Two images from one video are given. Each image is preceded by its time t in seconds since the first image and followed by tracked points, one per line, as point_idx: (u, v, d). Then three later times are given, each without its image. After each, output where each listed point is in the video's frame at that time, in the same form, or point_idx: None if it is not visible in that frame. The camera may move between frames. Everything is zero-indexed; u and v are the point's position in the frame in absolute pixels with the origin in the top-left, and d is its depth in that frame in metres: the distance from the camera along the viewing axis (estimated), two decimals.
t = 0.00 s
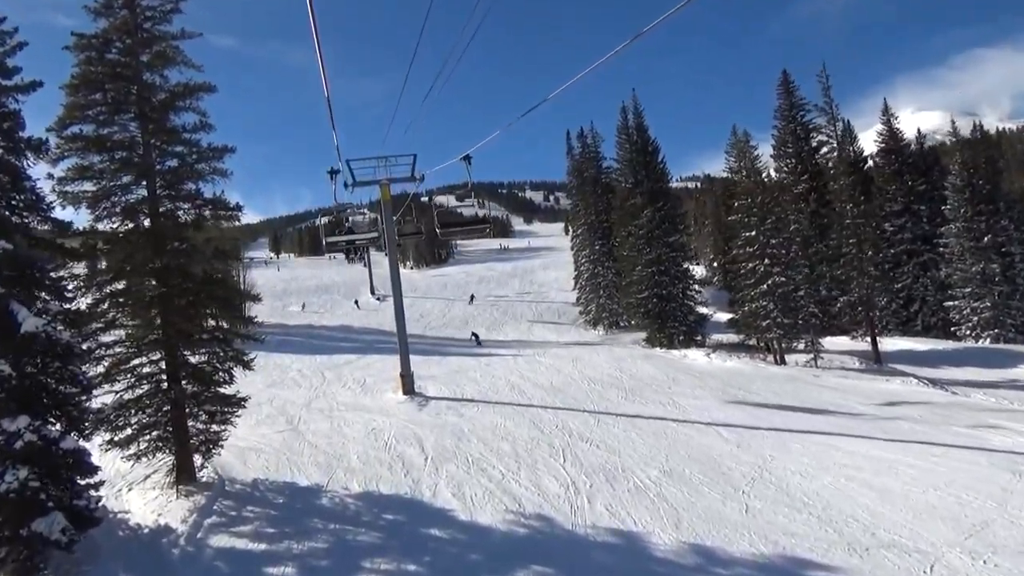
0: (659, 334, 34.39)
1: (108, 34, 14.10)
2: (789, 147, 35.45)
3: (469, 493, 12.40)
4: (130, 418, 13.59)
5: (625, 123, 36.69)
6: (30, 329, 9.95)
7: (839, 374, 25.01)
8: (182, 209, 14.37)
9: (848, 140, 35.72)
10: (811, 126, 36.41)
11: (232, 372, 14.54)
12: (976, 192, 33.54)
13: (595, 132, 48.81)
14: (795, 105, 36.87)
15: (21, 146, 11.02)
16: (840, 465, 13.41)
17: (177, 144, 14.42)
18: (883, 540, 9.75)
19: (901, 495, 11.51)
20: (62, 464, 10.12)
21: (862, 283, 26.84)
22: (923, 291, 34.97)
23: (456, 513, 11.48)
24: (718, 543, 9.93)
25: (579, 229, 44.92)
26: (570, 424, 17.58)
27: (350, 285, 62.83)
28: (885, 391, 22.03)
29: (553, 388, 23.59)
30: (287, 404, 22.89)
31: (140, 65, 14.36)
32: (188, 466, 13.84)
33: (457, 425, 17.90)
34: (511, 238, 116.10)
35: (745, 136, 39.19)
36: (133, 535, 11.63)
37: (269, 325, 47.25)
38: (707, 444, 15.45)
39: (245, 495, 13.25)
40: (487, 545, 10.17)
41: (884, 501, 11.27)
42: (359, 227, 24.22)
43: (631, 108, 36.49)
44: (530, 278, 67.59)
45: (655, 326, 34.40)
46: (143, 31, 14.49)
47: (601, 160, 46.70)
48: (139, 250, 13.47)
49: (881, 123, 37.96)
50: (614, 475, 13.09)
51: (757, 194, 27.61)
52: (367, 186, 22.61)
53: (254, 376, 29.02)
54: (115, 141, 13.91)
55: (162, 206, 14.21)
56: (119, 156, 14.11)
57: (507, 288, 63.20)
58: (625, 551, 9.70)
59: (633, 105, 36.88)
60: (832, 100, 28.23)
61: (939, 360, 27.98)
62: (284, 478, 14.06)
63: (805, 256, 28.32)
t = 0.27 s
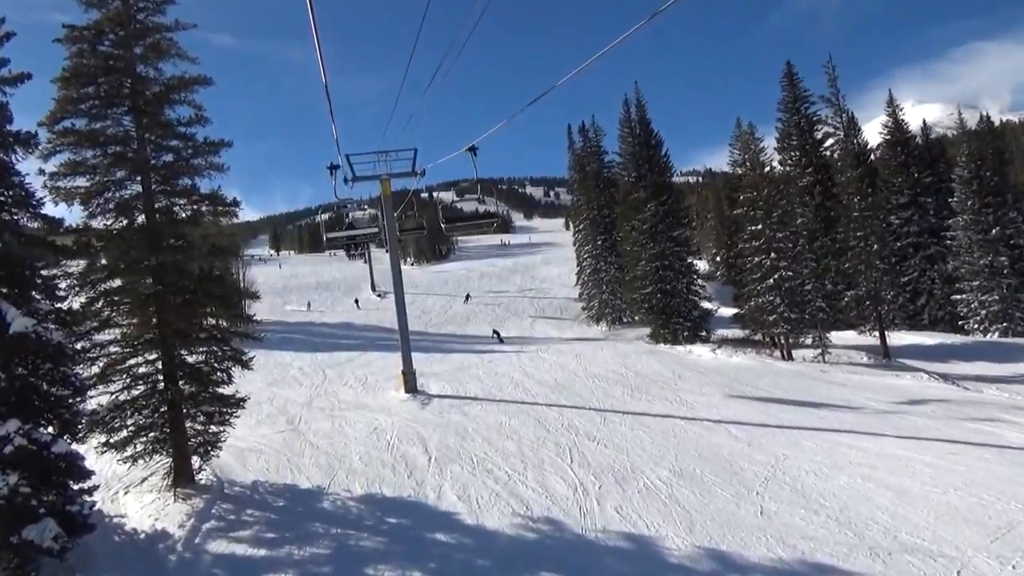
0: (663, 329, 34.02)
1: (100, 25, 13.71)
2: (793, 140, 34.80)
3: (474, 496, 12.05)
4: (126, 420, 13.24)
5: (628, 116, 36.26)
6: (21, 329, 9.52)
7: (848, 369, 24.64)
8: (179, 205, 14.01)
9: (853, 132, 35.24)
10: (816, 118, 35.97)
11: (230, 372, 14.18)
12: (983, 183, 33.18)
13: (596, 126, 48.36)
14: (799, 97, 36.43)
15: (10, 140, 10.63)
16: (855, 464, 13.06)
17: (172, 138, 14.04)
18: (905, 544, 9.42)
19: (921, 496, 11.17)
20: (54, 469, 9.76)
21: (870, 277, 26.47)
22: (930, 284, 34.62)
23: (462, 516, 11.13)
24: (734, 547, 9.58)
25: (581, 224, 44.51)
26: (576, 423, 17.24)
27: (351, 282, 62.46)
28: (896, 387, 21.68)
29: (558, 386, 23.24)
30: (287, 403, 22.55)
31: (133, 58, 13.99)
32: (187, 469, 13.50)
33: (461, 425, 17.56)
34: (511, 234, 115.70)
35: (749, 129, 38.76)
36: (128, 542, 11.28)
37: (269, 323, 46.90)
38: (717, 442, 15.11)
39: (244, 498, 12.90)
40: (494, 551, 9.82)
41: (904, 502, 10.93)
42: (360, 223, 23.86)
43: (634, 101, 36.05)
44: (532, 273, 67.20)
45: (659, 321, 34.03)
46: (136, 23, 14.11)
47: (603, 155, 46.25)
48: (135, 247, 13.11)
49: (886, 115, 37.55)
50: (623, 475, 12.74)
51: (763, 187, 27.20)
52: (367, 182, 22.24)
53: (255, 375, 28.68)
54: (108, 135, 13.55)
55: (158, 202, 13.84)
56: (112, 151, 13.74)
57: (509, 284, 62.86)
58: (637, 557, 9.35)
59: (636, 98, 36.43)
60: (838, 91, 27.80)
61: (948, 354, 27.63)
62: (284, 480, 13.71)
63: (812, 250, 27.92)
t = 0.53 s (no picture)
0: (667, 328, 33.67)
1: (92, 19, 13.32)
2: (798, 136, 34.28)
3: (480, 502, 11.69)
4: (120, 424, 12.87)
5: (631, 112, 35.84)
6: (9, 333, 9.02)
7: (856, 368, 24.26)
8: (174, 203, 13.63)
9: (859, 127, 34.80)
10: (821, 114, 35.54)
11: (228, 374, 13.81)
12: (990, 179, 32.78)
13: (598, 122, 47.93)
14: (804, 92, 36.03)
15: None
16: (871, 467, 12.70)
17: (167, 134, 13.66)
18: (929, 553, 9.07)
19: (942, 501, 10.81)
20: (44, 477, 9.39)
21: (877, 274, 26.10)
22: (937, 281, 34.27)
23: (467, 524, 10.77)
24: (750, 556, 9.23)
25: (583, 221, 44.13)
26: (582, 424, 16.88)
27: (351, 281, 62.07)
28: (906, 386, 21.33)
29: (562, 385, 22.88)
30: (287, 405, 22.20)
31: (126, 52, 13.60)
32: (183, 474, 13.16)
33: (464, 426, 17.21)
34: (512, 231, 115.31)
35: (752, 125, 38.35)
36: (123, 551, 10.93)
37: (269, 323, 46.50)
38: (727, 444, 14.76)
39: (242, 504, 12.54)
40: (502, 561, 9.47)
41: (925, 507, 10.57)
42: (360, 221, 23.49)
43: (637, 97, 35.61)
44: (533, 271, 66.81)
45: (663, 320, 33.66)
46: (130, 15, 13.72)
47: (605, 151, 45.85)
48: (129, 247, 12.76)
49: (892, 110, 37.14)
50: (632, 480, 12.38)
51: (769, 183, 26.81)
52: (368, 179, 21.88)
53: (254, 375, 28.32)
54: (101, 131, 13.16)
55: (152, 200, 13.47)
56: (105, 147, 13.35)
57: (510, 282, 62.48)
58: (650, 567, 8.99)
59: (638, 94, 36.01)
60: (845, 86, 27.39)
61: (956, 352, 27.29)
62: (284, 485, 13.35)
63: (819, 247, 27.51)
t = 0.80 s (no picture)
0: (671, 328, 33.31)
1: (84, 13, 12.94)
2: (801, 135, 33.80)
3: (484, 511, 11.32)
4: (113, 431, 12.49)
5: (633, 110, 35.45)
6: None
7: (864, 370, 23.89)
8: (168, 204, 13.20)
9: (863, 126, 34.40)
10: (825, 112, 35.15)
11: (224, 379, 13.42)
12: (997, 177, 32.39)
13: (599, 121, 47.52)
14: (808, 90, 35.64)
15: None
16: (886, 474, 12.34)
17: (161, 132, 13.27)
18: (954, 567, 8.70)
19: (963, 510, 10.44)
20: (32, 488, 9.00)
21: (885, 275, 25.73)
22: (943, 280, 33.90)
23: (471, 535, 10.39)
24: (767, 569, 8.87)
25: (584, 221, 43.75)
26: (588, 429, 16.50)
27: (351, 282, 61.67)
28: (916, 389, 20.96)
29: (565, 388, 22.52)
30: (286, 408, 21.81)
31: (119, 47, 13.22)
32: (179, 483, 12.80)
33: (467, 431, 16.83)
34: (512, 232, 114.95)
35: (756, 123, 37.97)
36: (115, 564, 10.55)
37: (268, 325, 46.16)
38: (738, 450, 14.39)
39: (238, 513, 12.16)
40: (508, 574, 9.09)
41: (947, 517, 10.19)
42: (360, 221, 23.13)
43: (639, 95, 35.20)
44: (533, 272, 66.43)
45: (667, 320, 33.29)
46: (122, 10, 13.34)
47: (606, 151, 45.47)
48: (123, 249, 12.39)
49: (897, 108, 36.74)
50: (641, 487, 12.01)
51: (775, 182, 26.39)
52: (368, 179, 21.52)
53: (253, 378, 27.97)
54: (93, 129, 12.78)
55: (146, 200, 13.08)
56: (98, 145, 12.96)
57: (510, 283, 62.08)
58: None
59: (641, 92, 35.62)
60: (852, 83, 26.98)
61: (965, 352, 26.92)
62: (282, 494, 12.97)
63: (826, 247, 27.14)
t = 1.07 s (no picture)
0: (675, 331, 32.94)
1: (76, 13, 12.59)
2: (806, 134, 33.44)
3: (490, 523, 10.93)
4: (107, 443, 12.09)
5: (635, 111, 35.11)
6: None
7: (873, 373, 23.49)
8: (163, 207, 12.81)
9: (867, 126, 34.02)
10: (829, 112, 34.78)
11: (221, 389, 13.03)
12: (1004, 176, 32.01)
13: (601, 123, 47.17)
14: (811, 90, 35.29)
15: None
16: (905, 482, 11.95)
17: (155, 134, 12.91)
18: None
19: (988, 521, 10.06)
20: (20, 505, 8.62)
21: (894, 276, 25.35)
22: (950, 281, 33.51)
23: (477, 549, 10.01)
24: None
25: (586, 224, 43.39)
26: (594, 436, 16.11)
27: (351, 286, 61.33)
28: (928, 392, 20.57)
29: (570, 393, 22.14)
30: (286, 415, 21.43)
31: (112, 47, 12.87)
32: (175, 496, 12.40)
33: (471, 439, 16.44)
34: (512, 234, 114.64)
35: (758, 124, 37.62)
36: None
37: (268, 330, 45.84)
38: (750, 458, 14.01)
39: (236, 527, 11.78)
40: None
41: (972, 529, 9.82)
42: (360, 224, 22.76)
43: (642, 96, 34.87)
44: (535, 275, 66.07)
45: (671, 323, 32.92)
46: (115, 9, 12.99)
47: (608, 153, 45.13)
48: (116, 255, 12.02)
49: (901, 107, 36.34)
50: (652, 498, 11.63)
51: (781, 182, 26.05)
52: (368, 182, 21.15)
53: (252, 384, 27.61)
54: (86, 132, 12.41)
55: (140, 204, 12.70)
56: (90, 148, 12.59)
57: (512, 286, 61.72)
58: None
59: (643, 93, 35.27)
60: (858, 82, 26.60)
61: (974, 354, 26.53)
62: (281, 506, 12.58)
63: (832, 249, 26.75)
